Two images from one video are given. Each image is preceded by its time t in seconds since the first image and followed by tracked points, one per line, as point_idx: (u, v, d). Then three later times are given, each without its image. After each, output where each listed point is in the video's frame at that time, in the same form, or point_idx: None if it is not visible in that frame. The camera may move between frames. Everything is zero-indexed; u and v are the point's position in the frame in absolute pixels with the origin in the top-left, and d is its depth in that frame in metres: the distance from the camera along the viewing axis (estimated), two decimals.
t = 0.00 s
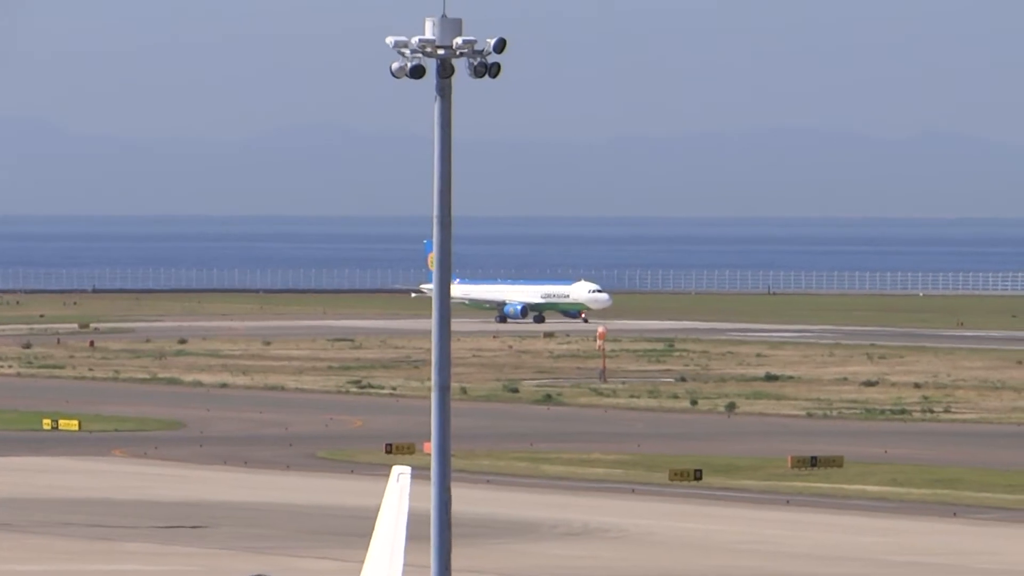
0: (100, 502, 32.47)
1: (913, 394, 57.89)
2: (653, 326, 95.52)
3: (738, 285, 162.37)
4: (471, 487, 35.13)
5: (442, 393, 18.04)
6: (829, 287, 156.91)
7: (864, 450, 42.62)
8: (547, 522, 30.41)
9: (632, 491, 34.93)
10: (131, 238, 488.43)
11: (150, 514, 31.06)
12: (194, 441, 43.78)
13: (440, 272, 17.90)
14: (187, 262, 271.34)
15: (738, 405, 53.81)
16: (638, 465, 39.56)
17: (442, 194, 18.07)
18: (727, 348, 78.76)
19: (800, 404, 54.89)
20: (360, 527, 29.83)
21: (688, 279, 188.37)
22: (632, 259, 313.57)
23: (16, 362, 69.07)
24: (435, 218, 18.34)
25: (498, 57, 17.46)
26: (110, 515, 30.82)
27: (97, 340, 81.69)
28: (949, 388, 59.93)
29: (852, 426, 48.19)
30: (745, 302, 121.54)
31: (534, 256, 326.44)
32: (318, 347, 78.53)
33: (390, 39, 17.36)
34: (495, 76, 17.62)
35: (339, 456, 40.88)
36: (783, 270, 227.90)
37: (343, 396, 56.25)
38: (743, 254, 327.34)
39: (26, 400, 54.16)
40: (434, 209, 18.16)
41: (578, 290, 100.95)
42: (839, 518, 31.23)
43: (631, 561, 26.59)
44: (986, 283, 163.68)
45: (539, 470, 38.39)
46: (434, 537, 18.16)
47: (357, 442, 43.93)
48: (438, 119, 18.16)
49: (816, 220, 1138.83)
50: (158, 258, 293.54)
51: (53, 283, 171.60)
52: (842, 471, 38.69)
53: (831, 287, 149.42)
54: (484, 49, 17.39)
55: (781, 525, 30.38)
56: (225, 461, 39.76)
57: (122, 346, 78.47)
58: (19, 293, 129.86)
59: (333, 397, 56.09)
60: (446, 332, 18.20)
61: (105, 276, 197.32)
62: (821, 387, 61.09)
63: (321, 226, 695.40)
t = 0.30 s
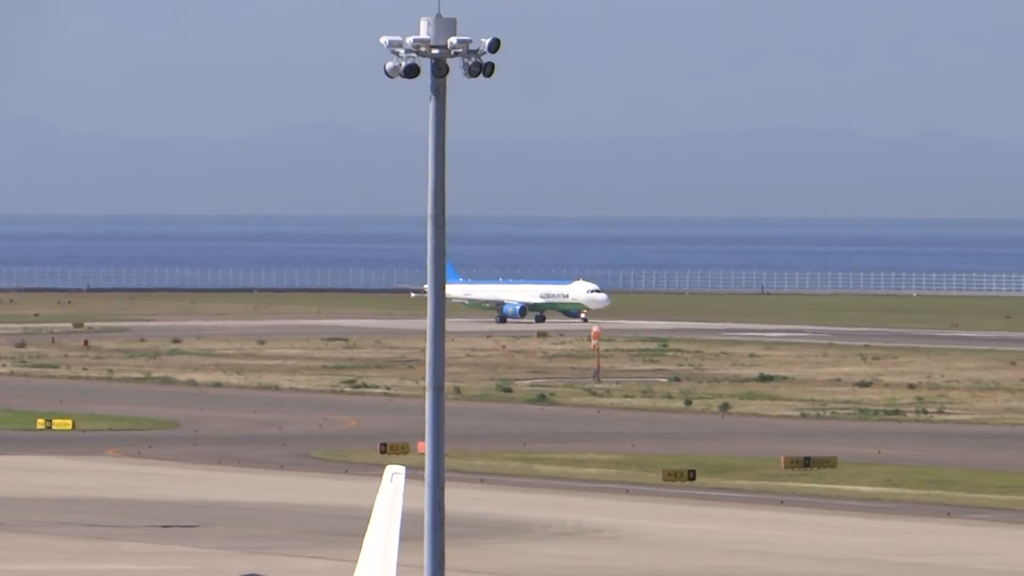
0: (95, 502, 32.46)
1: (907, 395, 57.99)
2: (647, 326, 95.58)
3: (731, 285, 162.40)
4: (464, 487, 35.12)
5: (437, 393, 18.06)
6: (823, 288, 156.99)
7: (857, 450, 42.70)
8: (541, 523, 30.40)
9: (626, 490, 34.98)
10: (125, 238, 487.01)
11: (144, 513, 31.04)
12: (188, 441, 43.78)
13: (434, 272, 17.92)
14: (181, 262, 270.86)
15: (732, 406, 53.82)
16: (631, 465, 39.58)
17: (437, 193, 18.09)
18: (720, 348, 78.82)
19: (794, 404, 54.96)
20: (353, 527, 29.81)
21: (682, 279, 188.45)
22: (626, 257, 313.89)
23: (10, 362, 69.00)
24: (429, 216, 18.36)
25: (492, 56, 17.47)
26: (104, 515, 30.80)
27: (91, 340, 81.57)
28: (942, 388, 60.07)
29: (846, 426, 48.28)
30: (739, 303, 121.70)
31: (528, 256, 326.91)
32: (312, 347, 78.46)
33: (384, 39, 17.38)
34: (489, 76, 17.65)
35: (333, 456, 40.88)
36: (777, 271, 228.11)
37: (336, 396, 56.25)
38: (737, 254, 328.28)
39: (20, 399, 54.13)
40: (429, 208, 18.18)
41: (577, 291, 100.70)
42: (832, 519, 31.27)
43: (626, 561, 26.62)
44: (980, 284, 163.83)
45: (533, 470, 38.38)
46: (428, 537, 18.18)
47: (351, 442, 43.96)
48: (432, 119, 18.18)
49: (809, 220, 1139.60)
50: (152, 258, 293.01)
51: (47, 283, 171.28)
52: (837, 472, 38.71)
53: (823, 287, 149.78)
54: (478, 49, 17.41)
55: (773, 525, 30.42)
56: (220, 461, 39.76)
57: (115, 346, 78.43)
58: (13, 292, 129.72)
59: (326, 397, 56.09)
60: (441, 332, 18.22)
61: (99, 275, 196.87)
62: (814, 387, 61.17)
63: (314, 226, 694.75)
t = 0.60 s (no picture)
0: (90, 502, 32.44)
1: (901, 395, 58.04)
2: (641, 326, 95.60)
3: (725, 285, 162.48)
4: (457, 488, 35.13)
5: (430, 393, 18.07)
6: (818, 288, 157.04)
7: (851, 450, 42.74)
8: (535, 523, 30.41)
9: (620, 491, 35.00)
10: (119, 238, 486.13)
11: (139, 514, 31.01)
12: (183, 441, 43.78)
13: (428, 273, 17.90)
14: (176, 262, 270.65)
15: (726, 406, 53.82)
16: (625, 465, 39.60)
17: (430, 194, 18.09)
18: (714, 348, 78.87)
19: (787, 404, 55.00)
20: (347, 527, 29.80)
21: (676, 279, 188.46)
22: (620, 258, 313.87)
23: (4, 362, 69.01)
24: (423, 218, 18.35)
25: (486, 57, 17.47)
26: (98, 515, 30.78)
27: (85, 341, 81.58)
28: (936, 388, 60.12)
29: (840, 426, 48.32)
30: (734, 303, 121.76)
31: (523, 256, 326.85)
32: (305, 347, 78.48)
33: (379, 40, 17.37)
34: (483, 76, 17.64)
35: (327, 457, 40.90)
36: (772, 271, 228.21)
37: (330, 396, 56.25)
38: (732, 253, 328.28)
39: (14, 400, 54.12)
40: (422, 209, 18.18)
41: (573, 292, 100.34)
42: (827, 519, 31.30)
43: (621, 561, 26.64)
44: (974, 284, 163.92)
45: (527, 471, 38.40)
46: (422, 538, 18.20)
47: (345, 443, 43.97)
48: (426, 120, 18.17)
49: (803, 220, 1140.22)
50: (145, 258, 292.77)
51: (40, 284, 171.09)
52: (830, 472, 38.75)
53: (818, 287, 149.88)
54: (472, 50, 17.40)
55: (767, 526, 30.45)
56: (214, 461, 39.77)
57: (110, 346, 78.46)
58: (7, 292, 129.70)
59: (320, 397, 56.10)
60: (434, 333, 18.21)
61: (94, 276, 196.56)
62: (808, 387, 61.24)
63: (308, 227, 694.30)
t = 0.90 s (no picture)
0: (84, 502, 32.38)
1: (894, 395, 58.10)
2: (634, 326, 95.62)
3: (719, 285, 162.50)
4: (450, 487, 35.11)
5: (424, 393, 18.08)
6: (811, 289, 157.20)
7: (845, 450, 42.78)
8: (529, 523, 30.40)
9: (614, 490, 35.00)
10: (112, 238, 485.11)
11: (134, 513, 30.96)
12: (176, 440, 43.73)
13: (421, 272, 17.89)
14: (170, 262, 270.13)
15: (720, 407, 53.79)
16: (619, 465, 39.62)
17: (424, 194, 18.09)
18: (707, 348, 78.90)
19: (781, 404, 55.02)
20: (341, 527, 29.78)
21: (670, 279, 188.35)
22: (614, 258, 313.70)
23: None
24: (416, 218, 18.35)
25: (479, 57, 17.48)
26: (93, 514, 30.72)
27: (79, 340, 81.48)
28: (930, 388, 60.16)
29: (834, 427, 48.35)
30: (727, 304, 121.78)
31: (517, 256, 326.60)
32: (299, 347, 78.42)
33: (372, 39, 17.36)
34: (476, 76, 17.65)
35: (321, 456, 40.87)
36: (765, 271, 228.29)
37: (323, 395, 56.21)
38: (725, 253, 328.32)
39: (7, 399, 54.04)
40: (416, 208, 18.18)
41: (573, 292, 100.10)
42: (820, 519, 31.33)
43: (615, 561, 26.64)
44: (968, 283, 164.07)
45: (521, 470, 38.40)
46: (416, 537, 18.19)
47: (339, 442, 43.93)
48: (420, 119, 18.17)
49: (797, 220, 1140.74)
50: (139, 258, 292.19)
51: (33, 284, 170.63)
52: (824, 472, 38.77)
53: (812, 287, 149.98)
54: (465, 50, 17.41)
55: (761, 525, 30.46)
56: (208, 460, 39.72)
57: (103, 345, 78.34)
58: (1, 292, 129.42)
59: (313, 396, 56.05)
60: (427, 332, 18.20)
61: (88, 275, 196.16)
62: (801, 387, 61.28)
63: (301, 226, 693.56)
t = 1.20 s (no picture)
0: (77, 501, 32.31)
1: (887, 395, 58.14)
2: (627, 326, 95.64)
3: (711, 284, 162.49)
4: (442, 487, 35.10)
5: (417, 393, 18.07)
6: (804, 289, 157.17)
7: (837, 450, 42.81)
8: (521, 522, 30.41)
9: (606, 490, 35.01)
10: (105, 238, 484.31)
11: (127, 513, 30.91)
12: (169, 440, 43.69)
13: (414, 271, 17.89)
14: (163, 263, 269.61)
15: (713, 407, 53.77)
16: (612, 465, 39.63)
17: (416, 193, 18.09)
18: (700, 348, 78.93)
19: (774, 404, 55.05)
20: (333, 526, 29.79)
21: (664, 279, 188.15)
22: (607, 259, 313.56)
23: None
24: (409, 217, 18.35)
25: (473, 56, 17.48)
26: (85, 514, 30.68)
27: (71, 340, 81.39)
28: (922, 388, 60.22)
29: (827, 427, 48.36)
30: (720, 304, 121.82)
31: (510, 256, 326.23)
32: (292, 347, 78.36)
33: (365, 39, 17.35)
34: (470, 75, 17.66)
35: (314, 456, 40.84)
36: (759, 271, 228.34)
37: (315, 395, 56.16)
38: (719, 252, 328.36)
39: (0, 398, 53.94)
40: (409, 207, 18.18)
41: (569, 291, 100.10)
42: (813, 519, 31.35)
43: (608, 561, 26.64)
44: (961, 284, 164.18)
45: (513, 470, 38.40)
46: (409, 537, 18.21)
47: (332, 442, 43.90)
48: (413, 119, 18.17)
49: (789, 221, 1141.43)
50: (132, 258, 291.67)
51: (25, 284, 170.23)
52: (817, 472, 38.79)
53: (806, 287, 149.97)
54: (459, 49, 17.40)
55: (753, 525, 30.49)
56: (201, 460, 39.68)
57: (96, 345, 78.24)
58: None
59: (305, 396, 56.00)
60: (420, 331, 18.21)
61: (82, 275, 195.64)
62: (794, 387, 61.33)
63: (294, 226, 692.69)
